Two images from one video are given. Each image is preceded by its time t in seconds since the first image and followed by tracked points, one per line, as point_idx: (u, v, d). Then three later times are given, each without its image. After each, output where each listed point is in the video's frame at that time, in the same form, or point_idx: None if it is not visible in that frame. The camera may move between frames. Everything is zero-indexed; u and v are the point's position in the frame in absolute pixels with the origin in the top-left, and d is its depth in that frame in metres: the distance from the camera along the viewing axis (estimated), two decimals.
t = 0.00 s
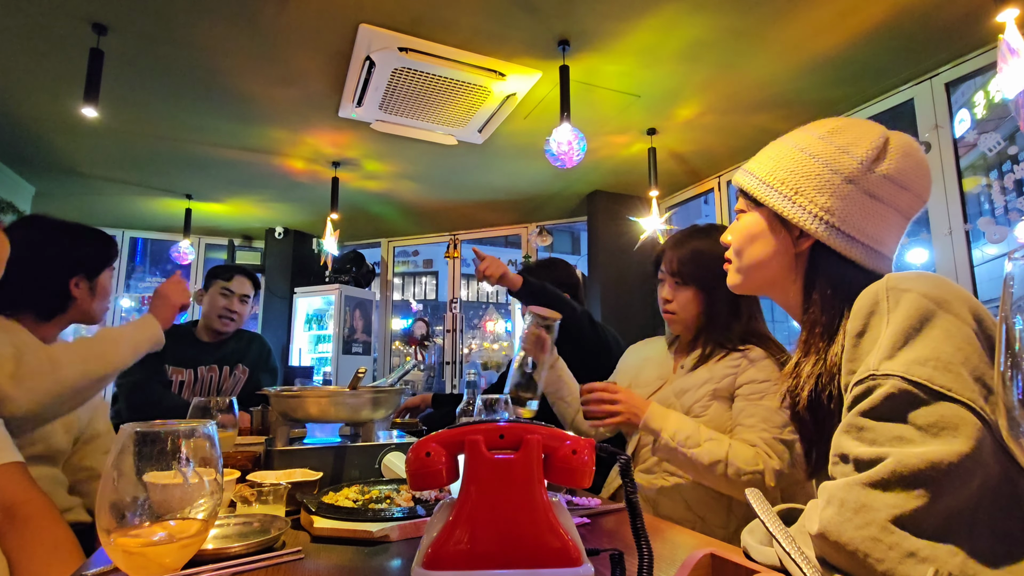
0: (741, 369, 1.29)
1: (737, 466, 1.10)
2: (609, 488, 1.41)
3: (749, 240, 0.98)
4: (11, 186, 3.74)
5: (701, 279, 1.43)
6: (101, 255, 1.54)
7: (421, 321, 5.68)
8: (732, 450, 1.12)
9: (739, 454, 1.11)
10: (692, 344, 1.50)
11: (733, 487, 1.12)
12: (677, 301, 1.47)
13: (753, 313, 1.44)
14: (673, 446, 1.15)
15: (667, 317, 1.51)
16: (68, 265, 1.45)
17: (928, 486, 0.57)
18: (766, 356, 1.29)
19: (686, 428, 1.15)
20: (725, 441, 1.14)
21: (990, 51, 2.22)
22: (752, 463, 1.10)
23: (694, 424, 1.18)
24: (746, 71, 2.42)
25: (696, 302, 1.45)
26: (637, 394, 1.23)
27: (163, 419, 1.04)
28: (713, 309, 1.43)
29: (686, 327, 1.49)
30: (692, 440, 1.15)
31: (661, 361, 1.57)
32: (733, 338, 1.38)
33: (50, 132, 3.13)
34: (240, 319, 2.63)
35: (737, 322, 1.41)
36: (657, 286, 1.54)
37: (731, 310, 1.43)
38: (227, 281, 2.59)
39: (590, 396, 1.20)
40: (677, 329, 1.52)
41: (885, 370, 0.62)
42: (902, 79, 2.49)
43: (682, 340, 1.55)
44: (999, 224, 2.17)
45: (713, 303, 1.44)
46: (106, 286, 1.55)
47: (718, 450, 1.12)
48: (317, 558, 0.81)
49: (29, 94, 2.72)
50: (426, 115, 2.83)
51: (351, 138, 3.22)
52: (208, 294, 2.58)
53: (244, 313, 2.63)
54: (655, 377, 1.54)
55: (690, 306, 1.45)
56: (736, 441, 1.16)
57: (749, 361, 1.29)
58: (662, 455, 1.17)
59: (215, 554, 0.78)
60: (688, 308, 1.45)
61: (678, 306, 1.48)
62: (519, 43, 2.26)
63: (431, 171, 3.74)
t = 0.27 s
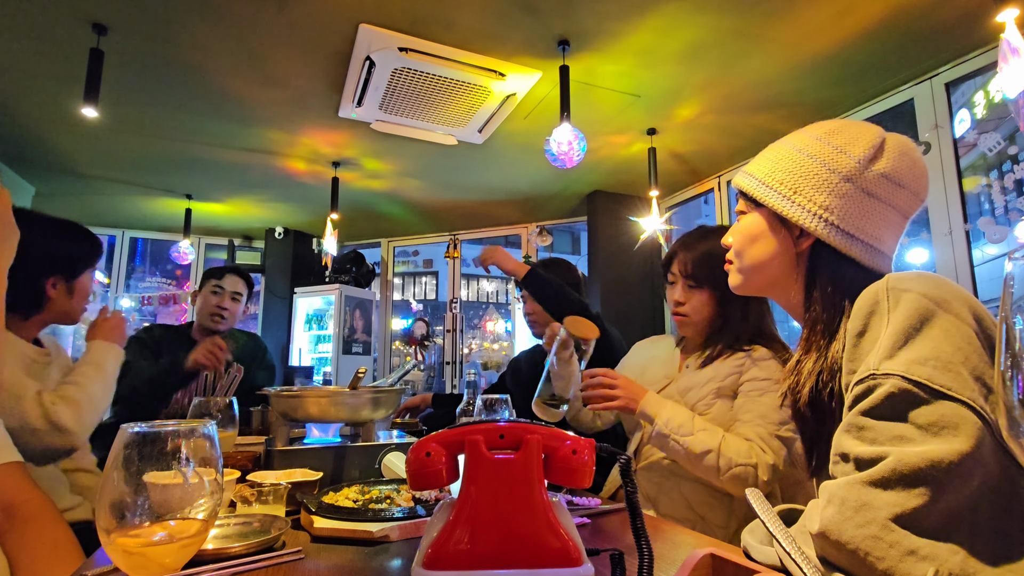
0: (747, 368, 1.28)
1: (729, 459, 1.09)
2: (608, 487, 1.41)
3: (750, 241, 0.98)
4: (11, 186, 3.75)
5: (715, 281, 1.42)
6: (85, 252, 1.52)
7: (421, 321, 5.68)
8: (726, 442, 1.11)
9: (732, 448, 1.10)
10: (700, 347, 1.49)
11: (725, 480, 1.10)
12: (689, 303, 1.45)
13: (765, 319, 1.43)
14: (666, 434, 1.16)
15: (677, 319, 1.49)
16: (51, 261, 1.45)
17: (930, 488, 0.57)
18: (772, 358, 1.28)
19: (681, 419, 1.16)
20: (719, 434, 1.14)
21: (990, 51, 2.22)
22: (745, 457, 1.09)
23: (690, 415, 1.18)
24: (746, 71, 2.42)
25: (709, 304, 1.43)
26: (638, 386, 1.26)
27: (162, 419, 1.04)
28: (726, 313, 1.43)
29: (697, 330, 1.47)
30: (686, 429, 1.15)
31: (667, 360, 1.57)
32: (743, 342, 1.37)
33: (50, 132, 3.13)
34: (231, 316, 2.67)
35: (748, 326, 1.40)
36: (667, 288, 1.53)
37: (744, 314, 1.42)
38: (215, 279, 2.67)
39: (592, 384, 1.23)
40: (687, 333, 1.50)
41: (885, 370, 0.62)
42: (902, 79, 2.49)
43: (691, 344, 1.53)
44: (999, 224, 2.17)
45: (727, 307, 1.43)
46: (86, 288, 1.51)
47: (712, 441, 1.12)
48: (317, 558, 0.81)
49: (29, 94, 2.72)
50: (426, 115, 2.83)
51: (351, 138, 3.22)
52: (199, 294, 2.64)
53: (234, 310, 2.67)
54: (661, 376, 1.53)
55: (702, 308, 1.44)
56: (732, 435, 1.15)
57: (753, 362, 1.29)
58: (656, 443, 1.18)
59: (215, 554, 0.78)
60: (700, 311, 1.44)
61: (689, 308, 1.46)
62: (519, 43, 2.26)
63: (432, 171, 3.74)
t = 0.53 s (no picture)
0: (755, 371, 1.28)
1: (737, 463, 1.11)
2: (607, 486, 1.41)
3: (752, 241, 0.98)
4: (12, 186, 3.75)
5: (725, 282, 1.40)
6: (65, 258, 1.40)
7: (421, 321, 5.68)
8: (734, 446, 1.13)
9: (739, 452, 1.12)
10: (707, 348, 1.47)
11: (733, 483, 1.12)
12: (698, 304, 1.42)
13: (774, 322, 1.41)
14: (674, 439, 1.17)
15: (685, 320, 1.46)
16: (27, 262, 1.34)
17: (931, 488, 0.57)
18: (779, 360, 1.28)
19: (689, 424, 1.17)
20: (727, 438, 1.15)
21: (990, 50, 2.22)
22: (754, 461, 1.11)
23: (697, 419, 1.19)
24: (746, 71, 2.42)
25: (718, 306, 1.41)
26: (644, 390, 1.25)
27: (162, 419, 1.04)
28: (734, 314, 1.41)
29: (704, 332, 1.45)
30: (693, 434, 1.16)
31: (671, 357, 1.55)
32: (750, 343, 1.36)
33: (49, 132, 3.13)
34: (225, 317, 2.59)
35: (757, 328, 1.38)
36: (675, 288, 1.50)
37: (754, 317, 1.40)
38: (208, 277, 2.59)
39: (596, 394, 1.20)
40: (695, 334, 1.47)
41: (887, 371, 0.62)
42: (902, 79, 2.49)
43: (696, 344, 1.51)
44: (999, 224, 2.17)
45: (736, 307, 1.41)
46: (63, 291, 1.40)
47: (719, 447, 1.13)
48: (317, 558, 0.81)
49: (29, 93, 2.72)
50: (426, 115, 2.83)
51: (351, 138, 3.22)
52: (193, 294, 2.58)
53: (229, 310, 2.60)
54: (665, 375, 1.50)
55: (711, 309, 1.41)
56: (739, 439, 1.17)
57: (760, 365, 1.29)
58: (663, 448, 1.20)
59: (215, 554, 0.78)
60: (708, 312, 1.42)
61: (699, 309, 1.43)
62: (519, 43, 2.26)
63: (432, 171, 3.74)
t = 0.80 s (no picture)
0: (758, 373, 1.29)
1: (739, 467, 1.12)
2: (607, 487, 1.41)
3: (754, 241, 0.98)
4: (12, 186, 3.75)
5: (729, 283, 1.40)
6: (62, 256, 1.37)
7: (421, 321, 5.68)
8: (736, 451, 1.14)
9: (742, 457, 1.13)
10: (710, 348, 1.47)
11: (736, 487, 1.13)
12: (702, 305, 1.42)
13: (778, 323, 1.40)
14: (676, 445, 1.17)
15: (688, 321, 1.45)
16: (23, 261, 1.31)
17: (931, 488, 0.57)
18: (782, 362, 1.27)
19: (690, 429, 1.17)
20: (729, 443, 1.16)
21: (990, 50, 2.23)
22: (757, 465, 1.12)
23: (699, 424, 1.20)
24: (746, 71, 2.42)
25: (722, 308, 1.41)
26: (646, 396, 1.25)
27: (163, 419, 1.04)
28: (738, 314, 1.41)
29: (708, 333, 1.44)
30: (695, 440, 1.17)
31: (675, 356, 1.52)
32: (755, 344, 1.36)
33: (49, 132, 3.13)
34: (228, 320, 2.59)
35: (761, 329, 1.38)
36: (678, 288, 1.49)
37: (757, 318, 1.39)
38: (214, 280, 2.56)
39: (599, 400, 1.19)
40: (699, 335, 1.45)
41: (892, 371, 0.62)
42: (902, 79, 2.49)
43: (698, 345, 1.50)
44: (999, 224, 2.17)
45: (739, 309, 1.41)
46: (59, 291, 1.37)
47: (721, 452, 1.14)
48: (317, 558, 0.81)
49: (29, 94, 2.72)
50: (426, 115, 2.83)
51: (351, 138, 3.22)
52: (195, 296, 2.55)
53: (232, 313, 2.59)
54: (668, 374, 1.49)
55: (714, 310, 1.41)
56: (741, 443, 1.17)
57: (763, 367, 1.29)
58: (665, 452, 1.20)
59: (215, 554, 0.78)
60: (712, 314, 1.41)
61: (702, 310, 1.42)
62: (519, 43, 2.26)
63: (432, 171, 3.74)
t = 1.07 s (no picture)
0: (760, 375, 1.28)
1: (742, 471, 1.12)
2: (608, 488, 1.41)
3: (755, 241, 0.98)
4: (12, 186, 3.75)
5: (731, 284, 1.40)
6: (68, 260, 1.34)
7: (421, 321, 5.68)
8: (738, 454, 1.14)
9: (744, 459, 1.13)
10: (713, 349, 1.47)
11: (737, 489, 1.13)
12: (704, 306, 1.41)
13: (780, 325, 1.41)
14: (677, 449, 1.17)
15: (690, 322, 1.45)
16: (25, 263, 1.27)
17: (931, 488, 0.57)
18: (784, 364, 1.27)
19: (692, 432, 1.17)
20: (730, 446, 1.16)
21: (990, 51, 2.22)
22: (758, 468, 1.12)
23: (701, 427, 1.20)
24: (746, 71, 2.42)
25: (724, 309, 1.41)
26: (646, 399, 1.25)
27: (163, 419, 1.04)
28: (742, 315, 1.41)
29: (710, 334, 1.44)
30: (696, 444, 1.16)
31: (676, 356, 1.52)
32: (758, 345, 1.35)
33: (49, 132, 3.13)
34: (238, 321, 2.52)
35: (763, 331, 1.38)
36: (680, 290, 1.49)
37: (760, 320, 1.39)
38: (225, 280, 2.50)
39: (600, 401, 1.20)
40: (701, 335, 1.45)
41: (894, 371, 0.62)
42: (902, 79, 2.49)
43: (700, 345, 1.50)
44: (999, 224, 2.17)
45: (742, 311, 1.41)
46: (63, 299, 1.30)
47: (723, 455, 1.14)
48: (317, 558, 0.81)
49: (29, 93, 2.72)
50: (426, 115, 2.83)
51: (351, 138, 3.23)
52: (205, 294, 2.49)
53: (243, 315, 2.53)
54: (670, 374, 1.49)
55: (716, 312, 1.41)
56: (743, 446, 1.17)
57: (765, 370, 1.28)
58: (667, 456, 1.20)
59: (215, 554, 0.78)
60: (715, 315, 1.41)
61: (704, 311, 1.42)
62: (519, 43, 2.26)
63: (432, 171, 3.74)
